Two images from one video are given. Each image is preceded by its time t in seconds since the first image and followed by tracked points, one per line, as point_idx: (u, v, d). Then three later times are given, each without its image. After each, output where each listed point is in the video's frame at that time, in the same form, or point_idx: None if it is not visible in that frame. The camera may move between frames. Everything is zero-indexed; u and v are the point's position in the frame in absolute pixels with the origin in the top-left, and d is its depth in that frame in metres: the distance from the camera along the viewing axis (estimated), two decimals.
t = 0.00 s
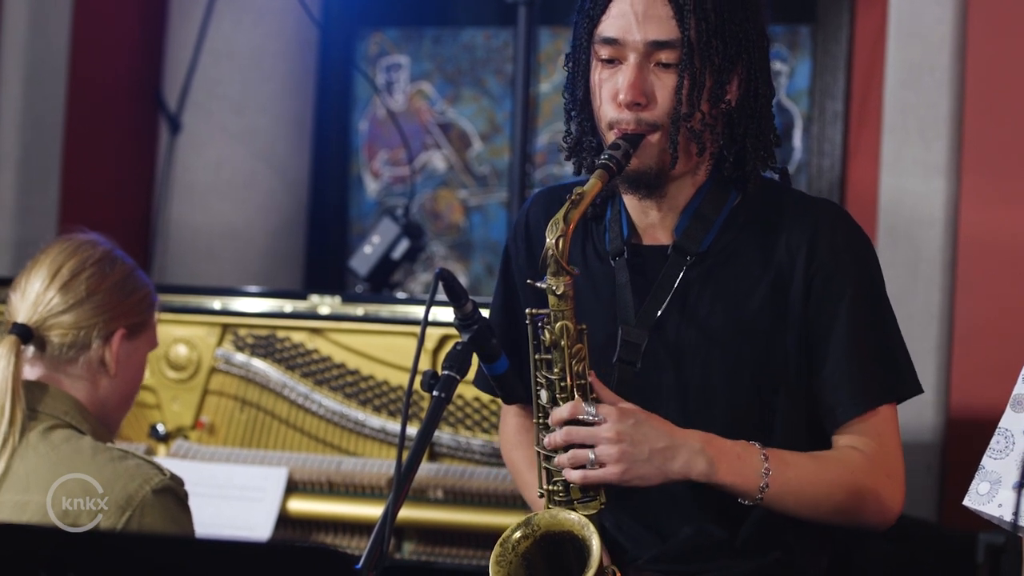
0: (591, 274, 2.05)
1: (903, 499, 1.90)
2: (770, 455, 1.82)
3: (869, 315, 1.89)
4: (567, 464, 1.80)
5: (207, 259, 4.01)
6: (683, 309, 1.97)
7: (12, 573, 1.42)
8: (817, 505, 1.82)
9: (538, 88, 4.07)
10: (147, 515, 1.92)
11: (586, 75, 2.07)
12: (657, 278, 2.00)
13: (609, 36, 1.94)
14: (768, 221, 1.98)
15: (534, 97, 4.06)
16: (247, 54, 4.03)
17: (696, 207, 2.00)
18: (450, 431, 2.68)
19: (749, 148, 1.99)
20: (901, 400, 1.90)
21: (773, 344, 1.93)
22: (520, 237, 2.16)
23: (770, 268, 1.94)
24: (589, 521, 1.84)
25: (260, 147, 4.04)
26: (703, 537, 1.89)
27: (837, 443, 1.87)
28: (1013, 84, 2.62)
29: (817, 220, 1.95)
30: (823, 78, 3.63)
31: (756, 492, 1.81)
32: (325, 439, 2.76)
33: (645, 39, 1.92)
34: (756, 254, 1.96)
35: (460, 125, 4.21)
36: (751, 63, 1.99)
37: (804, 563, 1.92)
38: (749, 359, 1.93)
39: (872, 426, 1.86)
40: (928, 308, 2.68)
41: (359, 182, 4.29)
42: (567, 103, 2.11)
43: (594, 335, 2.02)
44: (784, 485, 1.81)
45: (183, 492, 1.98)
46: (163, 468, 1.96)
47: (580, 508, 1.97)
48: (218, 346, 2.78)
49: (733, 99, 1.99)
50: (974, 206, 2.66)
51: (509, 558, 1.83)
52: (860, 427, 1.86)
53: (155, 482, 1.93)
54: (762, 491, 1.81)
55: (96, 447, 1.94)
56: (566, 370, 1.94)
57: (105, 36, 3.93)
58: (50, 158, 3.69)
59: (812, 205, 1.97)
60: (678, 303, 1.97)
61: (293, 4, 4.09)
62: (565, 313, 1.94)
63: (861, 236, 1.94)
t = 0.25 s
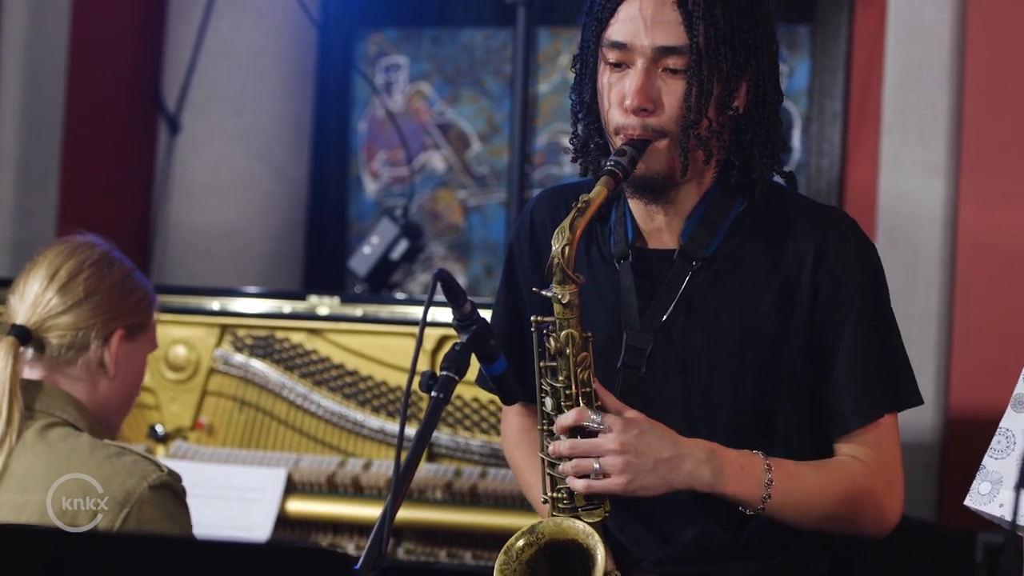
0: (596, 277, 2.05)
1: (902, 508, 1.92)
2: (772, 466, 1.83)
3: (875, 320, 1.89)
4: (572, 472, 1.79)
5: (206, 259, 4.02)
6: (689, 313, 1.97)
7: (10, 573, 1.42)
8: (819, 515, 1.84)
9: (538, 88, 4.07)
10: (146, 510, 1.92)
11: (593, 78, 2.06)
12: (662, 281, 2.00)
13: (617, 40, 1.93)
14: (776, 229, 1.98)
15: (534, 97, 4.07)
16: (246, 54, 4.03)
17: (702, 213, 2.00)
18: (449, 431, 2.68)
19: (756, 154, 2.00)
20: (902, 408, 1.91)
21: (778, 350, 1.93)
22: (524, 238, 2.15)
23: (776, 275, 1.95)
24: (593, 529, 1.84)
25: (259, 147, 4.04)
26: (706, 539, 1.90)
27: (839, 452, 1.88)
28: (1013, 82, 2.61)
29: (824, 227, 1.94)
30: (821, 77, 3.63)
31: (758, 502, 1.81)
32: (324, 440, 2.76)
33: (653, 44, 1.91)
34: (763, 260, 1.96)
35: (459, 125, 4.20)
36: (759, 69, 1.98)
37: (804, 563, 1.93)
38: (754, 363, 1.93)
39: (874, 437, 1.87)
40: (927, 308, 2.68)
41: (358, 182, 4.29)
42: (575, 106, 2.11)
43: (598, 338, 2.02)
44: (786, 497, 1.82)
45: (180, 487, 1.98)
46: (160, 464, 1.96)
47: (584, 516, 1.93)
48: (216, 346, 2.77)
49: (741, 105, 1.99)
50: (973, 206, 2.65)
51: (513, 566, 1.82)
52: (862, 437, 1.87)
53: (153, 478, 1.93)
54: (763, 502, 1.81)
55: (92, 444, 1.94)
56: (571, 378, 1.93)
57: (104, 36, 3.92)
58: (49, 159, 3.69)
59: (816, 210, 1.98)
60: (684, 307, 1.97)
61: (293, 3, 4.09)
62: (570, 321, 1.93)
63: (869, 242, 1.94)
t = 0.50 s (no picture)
0: (598, 278, 2.05)
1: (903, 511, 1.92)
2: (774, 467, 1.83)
3: (878, 322, 1.90)
4: (572, 473, 1.80)
5: (201, 260, 4.02)
6: (692, 315, 1.97)
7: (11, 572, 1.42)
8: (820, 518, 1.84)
9: (534, 88, 4.07)
10: (153, 515, 1.90)
11: (599, 79, 2.06)
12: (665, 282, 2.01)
13: (624, 40, 1.93)
14: (780, 229, 1.98)
15: (530, 98, 4.07)
16: (242, 54, 4.02)
17: (705, 216, 2.00)
18: (445, 431, 2.68)
19: (762, 158, 1.99)
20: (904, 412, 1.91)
21: (780, 352, 1.93)
22: (527, 237, 2.15)
23: (781, 276, 1.95)
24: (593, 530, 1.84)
25: (255, 148, 4.04)
26: (708, 540, 1.90)
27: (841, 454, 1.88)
28: (1010, 82, 2.60)
29: (828, 229, 1.94)
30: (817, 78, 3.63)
31: (760, 503, 1.81)
32: (319, 440, 2.76)
33: (659, 45, 1.92)
34: (767, 262, 1.96)
35: (455, 125, 4.20)
36: (766, 72, 1.98)
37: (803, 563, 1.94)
38: (756, 365, 1.93)
39: (876, 440, 1.87)
40: (924, 308, 2.69)
41: (354, 183, 4.29)
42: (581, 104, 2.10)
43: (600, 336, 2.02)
44: (787, 499, 1.82)
45: (189, 493, 1.96)
46: (171, 470, 1.95)
47: (584, 516, 1.95)
48: (213, 347, 2.77)
49: (746, 108, 2.00)
50: (970, 207, 2.65)
51: (513, 566, 1.82)
52: (864, 440, 1.87)
53: (161, 484, 1.92)
54: (765, 503, 1.81)
55: (100, 447, 1.94)
56: (573, 378, 1.94)
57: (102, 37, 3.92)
58: (45, 158, 3.70)
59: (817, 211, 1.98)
60: (687, 309, 1.97)
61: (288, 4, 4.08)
62: (573, 322, 1.93)
63: (871, 245, 1.94)
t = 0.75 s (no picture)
0: (601, 273, 2.05)
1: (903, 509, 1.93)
2: (776, 460, 1.83)
3: (879, 320, 1.90)
4: (569, 467, 1.78)
5: (199, 260, 4.03)
6: (692, 312, 1.97)
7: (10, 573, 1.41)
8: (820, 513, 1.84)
9: (529, 89, 4.07)
10: (156, 514, 1.90)
11: (606, 76, 2.06)
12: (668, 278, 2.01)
13: (631, 36, 1.93)
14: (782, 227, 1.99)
15: (526, 98, 4.06)
16: (238, 55, 4.03)
17: (709, 210, 2.00)
18: (441, 432, 2.66)
19: (768, 153, 2.00)
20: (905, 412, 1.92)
21: (780, 349, 1.94)
22: (530, 231, 2.15)
23: (782, 273, 1.95)
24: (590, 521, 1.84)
25: (251, 149, 4.03)
26: (707, 538, 1.90)
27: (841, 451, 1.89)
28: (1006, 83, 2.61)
29: (829, 226, 1.95)
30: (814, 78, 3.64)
31: (761, 497, 1.82)
32: (315, 440, 2.76)
33: (668, 40, 1.92)
34: (768, 260, 1.97)
35: (452, 126, 4.20)
36: (771, 65, 1.99)
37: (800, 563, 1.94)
38: (756, 362, 1.94)
39: (876, 437, 1.88)
40: (920, 308, 2.69)
41: (351, 184, 4.28)
42: (586, 104, 2.10)
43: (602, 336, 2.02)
44: (788, 493, 1.82)
45: (190, 492, 1.96)
46: (170, 468, 1.95)
47: (584, 508, 1.95)
48: (209, 347, 2.77)
49: (753, 102, 2.00)
50: (968, 207, 2.66)
51: (510, 556, 1.82)
52: (864, 437, 1.88)
53: (162, 482, 1.91)
54: (766, 497, 1.82)
55: (101, 449, 1.93)
56: (574, 369, 1.95)
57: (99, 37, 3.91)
58: (41, 159, 3.69)
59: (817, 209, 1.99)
60: (688, 305, 1.98)
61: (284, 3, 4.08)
62: (575, 312, 1.95)
63: (872, 244, 1.94)
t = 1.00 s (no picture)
0: (601, 265, 2.07)
1: (898, 508, 1.94)
2: (775, 449, 1.84)
3: (879, 319, 1.92)
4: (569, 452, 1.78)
5: (196, 261, 4.04)
6: (692, 305, 1.99)
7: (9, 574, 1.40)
8: (816, 503, 1.85)
9: (527, 88, 4.07)
10: (153, 507, 1.90)
11: (611, 65, 2.11)
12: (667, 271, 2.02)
13: (638, 26, 1.98)
14: (782, 219, 2.00)
15: (523, 97, 4.06)
16: (235, 55, 4.02)
17: (710, 203, 2.02)
18: (439, 432, 2.67)
19: (772, 149, 2.02)
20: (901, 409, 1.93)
21: (780, 343, 1.96)
22: (530, 227, 2.17)
23: (783, 266, 1.97)
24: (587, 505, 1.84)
25: (248, 149, 4.02)
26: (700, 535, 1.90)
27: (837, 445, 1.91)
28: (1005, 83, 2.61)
29: (830, 221, 1.97)
30: (811, 77, 3.64)
31: (757, 486, 1.82)
32: (313, 441, 2.75)
33: (674, 31, 1.96)
34: (769, 252, 1.98)
35: (448, 125, 4.20)
36: (776, 62, 2.02)
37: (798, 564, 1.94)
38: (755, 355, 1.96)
39: (871, 431, 1.90)
40: (918, 310, 2.69)
41: (348, 184, 4.27)
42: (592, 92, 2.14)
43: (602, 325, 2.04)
44: (786, 481, 1.83)
45: (185, 486, 1.96)
46: (166, 462, 1.95)
47: (580, 492, 1.96)
48: (205, 347, 2.76)
49: (758, 97, 2.03)
50: (967, 207, 2.66)
51: (506, 537, 1.82)
52: (860, 430, 1.90)
53: (159, 476, 1.91)
54: (762, 486, 1.82)
55: (96, 444, 1.93)
56: (574, 352, 1.97)
57: (96, 37, 3.91)
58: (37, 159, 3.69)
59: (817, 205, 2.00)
60: (688, 298, 1.99)
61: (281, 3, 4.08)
62: (577, 295, 1.97)
63: (873, 240, 1.96)
